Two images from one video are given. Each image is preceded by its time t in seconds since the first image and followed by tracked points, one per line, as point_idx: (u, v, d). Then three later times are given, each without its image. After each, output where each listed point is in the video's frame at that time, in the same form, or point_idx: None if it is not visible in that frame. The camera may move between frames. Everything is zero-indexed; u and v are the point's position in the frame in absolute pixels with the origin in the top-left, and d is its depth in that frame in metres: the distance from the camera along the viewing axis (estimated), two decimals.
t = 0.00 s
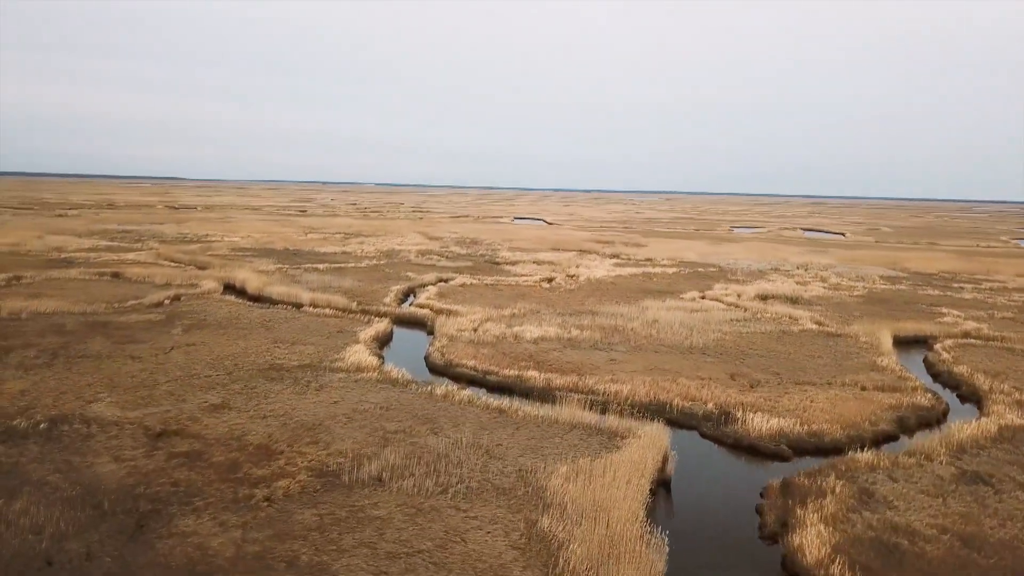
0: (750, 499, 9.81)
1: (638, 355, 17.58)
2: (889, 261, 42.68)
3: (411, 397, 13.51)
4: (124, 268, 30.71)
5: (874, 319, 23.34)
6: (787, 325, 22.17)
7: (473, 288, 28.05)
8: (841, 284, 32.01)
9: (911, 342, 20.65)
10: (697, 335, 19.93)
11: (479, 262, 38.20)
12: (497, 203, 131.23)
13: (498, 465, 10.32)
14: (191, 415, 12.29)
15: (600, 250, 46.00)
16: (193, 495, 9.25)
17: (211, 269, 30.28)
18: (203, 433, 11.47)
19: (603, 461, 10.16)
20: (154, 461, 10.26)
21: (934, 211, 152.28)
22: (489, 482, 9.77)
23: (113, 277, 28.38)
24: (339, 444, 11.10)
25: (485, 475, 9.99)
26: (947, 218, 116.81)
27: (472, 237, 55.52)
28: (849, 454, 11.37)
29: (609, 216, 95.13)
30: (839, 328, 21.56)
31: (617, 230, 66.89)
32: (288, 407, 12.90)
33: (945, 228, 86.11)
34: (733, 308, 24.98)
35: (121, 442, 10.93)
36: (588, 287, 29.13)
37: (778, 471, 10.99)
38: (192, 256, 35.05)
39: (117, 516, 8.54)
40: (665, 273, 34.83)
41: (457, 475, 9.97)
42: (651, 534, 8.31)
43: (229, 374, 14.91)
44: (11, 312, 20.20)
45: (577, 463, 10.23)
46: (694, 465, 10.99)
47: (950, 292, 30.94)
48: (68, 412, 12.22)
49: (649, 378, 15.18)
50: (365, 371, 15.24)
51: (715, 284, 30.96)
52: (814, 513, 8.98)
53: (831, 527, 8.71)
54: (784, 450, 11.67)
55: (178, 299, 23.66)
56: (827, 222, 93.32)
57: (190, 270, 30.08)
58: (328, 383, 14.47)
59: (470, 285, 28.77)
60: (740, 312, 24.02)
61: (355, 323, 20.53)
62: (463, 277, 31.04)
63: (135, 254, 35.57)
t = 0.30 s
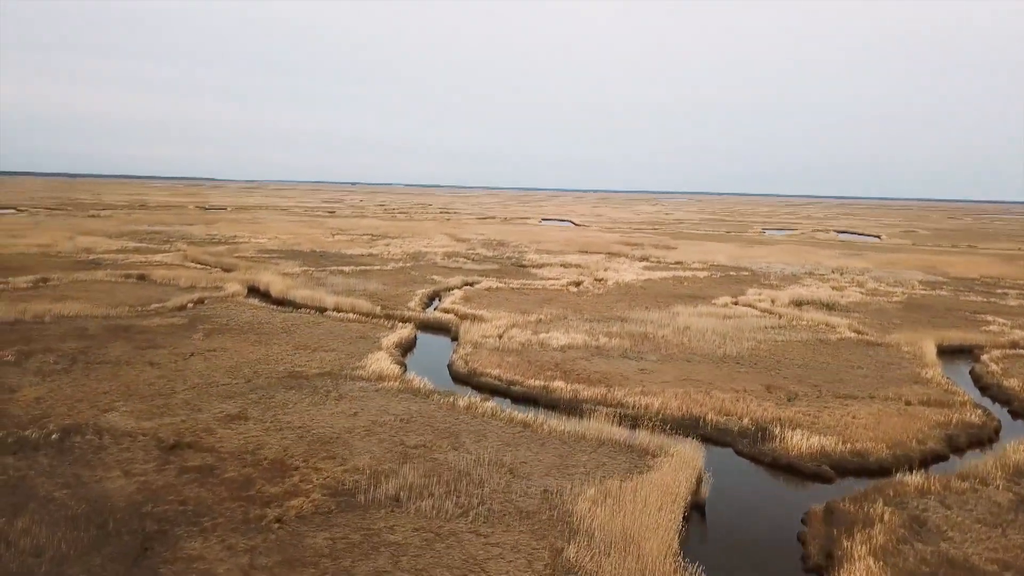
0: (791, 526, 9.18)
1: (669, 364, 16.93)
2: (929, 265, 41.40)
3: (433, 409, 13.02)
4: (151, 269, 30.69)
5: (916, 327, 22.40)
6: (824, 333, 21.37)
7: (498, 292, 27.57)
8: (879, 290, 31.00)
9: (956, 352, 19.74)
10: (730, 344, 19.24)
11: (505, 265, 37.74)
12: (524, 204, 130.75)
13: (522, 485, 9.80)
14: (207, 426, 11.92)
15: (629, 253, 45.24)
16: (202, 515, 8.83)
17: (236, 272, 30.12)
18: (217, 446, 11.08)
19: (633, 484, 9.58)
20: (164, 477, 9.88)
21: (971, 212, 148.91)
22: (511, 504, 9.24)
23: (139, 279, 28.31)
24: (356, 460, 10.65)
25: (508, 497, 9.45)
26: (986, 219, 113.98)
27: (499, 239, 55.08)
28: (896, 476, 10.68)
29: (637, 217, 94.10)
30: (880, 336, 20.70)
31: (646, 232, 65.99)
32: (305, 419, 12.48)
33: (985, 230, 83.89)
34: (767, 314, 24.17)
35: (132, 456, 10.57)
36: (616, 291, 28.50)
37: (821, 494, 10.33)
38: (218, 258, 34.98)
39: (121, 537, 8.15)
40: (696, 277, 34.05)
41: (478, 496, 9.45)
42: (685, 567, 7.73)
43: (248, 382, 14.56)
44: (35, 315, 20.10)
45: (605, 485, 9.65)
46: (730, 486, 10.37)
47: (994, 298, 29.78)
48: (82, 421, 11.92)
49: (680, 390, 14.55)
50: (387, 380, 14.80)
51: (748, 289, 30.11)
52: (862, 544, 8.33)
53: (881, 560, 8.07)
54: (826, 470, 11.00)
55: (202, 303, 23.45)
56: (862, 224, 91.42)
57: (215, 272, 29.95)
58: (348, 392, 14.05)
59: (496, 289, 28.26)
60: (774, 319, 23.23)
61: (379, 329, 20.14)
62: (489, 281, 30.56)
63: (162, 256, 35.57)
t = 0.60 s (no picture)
0: (837, 559, 8.52)
1: (701, 376, 16.24)
2: (971, 270, 40.04)
3: (455, 422, 12.51)
4: (177, 272, 30.59)
5: (961, 336, 21.42)
6: (864, 342, 20.50)
7: (525, 296, 27.03)
8: (920, 296, 29.90)
9: (1005, 364, 18.78)
10: (766, 353, 18.49)
11: (533, 268, 37.16)
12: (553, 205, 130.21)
13: (547, 508, 9.24)
14: (222, 438, 11.52)
15: (659, 255, 44.42)
16: (211, 538, 8.40)
17: (262, 274, 29.93)
18: (231, 460, 10.67)
19: (666, 509, 8.98)
20: (174, 494, 9.47)
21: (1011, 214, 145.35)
22: (536, 530, 8.69)
23: (165, 282, 28.19)
24: (374, 477, 10.17)
25: (532, 521, 8.90)
26: None
27: (527, 241, 54.52)
28: (950, 503, 9.95)
29: (669, 219, 93.00)
30: (923, 346, 19.79)
31: (676, 234, 64.98)
32: (323, 431, 12.04)
33: None
34: (804, 322, 23.31)
35: (143, 470, 10.19)
36: (646, 296, 27.80)
37: (867, 521, 9.64)
38: (244, 260, 34.83)
39: (124, 562, 7.74)
40: (728, 281, 33.20)
41: (501, 520, 8.92)
42: None
43: (266, 391, 14.17)
44: (58, 319, 19.97)
45: (636, 510, 9.06)
46: (770, 512, 9.72)
47: None
48: (95, 432, 11.58)
49: (714, 405, 13.88)
50: (409, 389, 14.33)
51: (783, 295, 29.22)
52: None
53: None
54: (872, 494, 10.30)
55: (225, 306, 23.21)
56: (898, 226, 89.41)
57: (241, 275, 29.77)
58: (368, 403, 13.60)
59: (523, 293, 27.72)
60: (811, 327, 22.38)
61: (402, 334, 19.69)
62: (516, 285, 30.02)
63: (189, 258, 35.51)
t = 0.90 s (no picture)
0: None
1: (736, 387, 15.57)
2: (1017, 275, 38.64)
3: (478, 437, 11.99)
4: (203, 274, 30.50)
5: (1010, 347, 20.45)
6: (907, 353, 19.64)
7: (553, 301, 26.47)
8: (964, 303, 28.79)
9: None
10: (803, 364, 17.75)
11: (561, 271, 36.57)
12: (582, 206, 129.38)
13: (575, 535, 8.69)
14: (237, 452, 11.12)
15: (690, 259, 43.58)
16: (219, 564, 7.96)
17: (288, 277, 29.72)
18: (246, 476, 10.26)
19: (703, 539, 8.38)
20: (185, 513, 9.07)
21: None
22: (563, 560, 8.13)
23: (191, 284, 28.08)
24: (393, 497, 9.69)
25: (559, 549, 8.36)
26: None
27: (555, 243, 53.92)
28: (1009, 536, 9.21)
29: (699, 220, 91.77)
30: (971, 358, 18.87)
31: (708, 236, 63.88)
32: (342, 445, 11.59)
33: None
34: (842, 330, 22.47)
35: (154, 486, 9.81)
36: (677, 302, 27.09)
37: (920, 552, 8.94)
38: (271, 262, 34.68)
39: None
40: (762, 286, 32.33)
41: (526, 548, 8.37)
42: None
43: (286, 401, 13.78)
44: (81, 323, 19.83)
45: (670, 539, 8.48)
46: (813, 540, 9.07)
47: None
48: (109, 443, 11.24)
49: (751, 420, 13.22)
50: (431, 400, 13.85)
51: (819, 300, 28.32)
52: None
53: None
54: (924, 523, 9.59)
55: (250, 310, 22.97)
56: (937, 228, 87.31)
57: (267, 278, 29.57)
58: (390, 414, 13.15)
59: (551, 298, 27.16)
60: (850, 335, 21.54)
61: (427, 341, 19.24)
62: (544, 289, 29.47)
63: (217, 260, 35.47)
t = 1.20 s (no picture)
0: None
1: (772, 401, 14.86)
2: None
3: (502, 454, 11.45)
4: (229, 277, 30.35)
5: None
6: (954, 364, 18.72)
7: (581, 307, 25.83)
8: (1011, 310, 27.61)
9: None
10: (843, 376, 16.95)
11: (590, 275, 35.90)
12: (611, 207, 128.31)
13: (603, 565, 8.12)
14: (251, 467, 10.71)
15: (722, 262, 42.64)
16: None
17: (313, 280, 29.44)
18: (259, 493, 9.83)
19: (741, 573, 7.76)
20: (193, 535, 8.65)
21: None
22: None
23: (216, 287, 27.91)
24: (411, 519, 9.19)
25: None
26: None
27: (583, 245, 53.22)
28: None
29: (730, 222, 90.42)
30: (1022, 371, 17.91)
31: (740, 239, 62.69)
32: (360, 460, 11.12)
33: None
34: (882, 339, 21.57)
35: (164, 504, 9.42)
36: (710, 308, 26.31)
37: None
38: (297, 265, 34.48)
39: None
40: (797, 291, 31.39)
41: None
42: None
43: (305, 412, 13.37)
44: (104, 327, 19.64)
45: (706, 572, 7.88)
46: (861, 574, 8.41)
47: None
48: (121, 457, 10.89)
49: (789, 437, 12.53)
50: (454, 413, 13.35)
51: (857, 307, 27.36)
52: None
53: None
54: (981, 556, 8.87)
55: (273, 315, 22.65)
56: (977, 231, 85.05)
57: (292, 281, 29.31)
58: (410, 427, 12.66)
59: (579, 303, 26.54)
60: (892, 345, 20.65)
61: (451, 348, 18.75)
62: (572, 294, 28.86)
63: (244, 263, 35.36)
